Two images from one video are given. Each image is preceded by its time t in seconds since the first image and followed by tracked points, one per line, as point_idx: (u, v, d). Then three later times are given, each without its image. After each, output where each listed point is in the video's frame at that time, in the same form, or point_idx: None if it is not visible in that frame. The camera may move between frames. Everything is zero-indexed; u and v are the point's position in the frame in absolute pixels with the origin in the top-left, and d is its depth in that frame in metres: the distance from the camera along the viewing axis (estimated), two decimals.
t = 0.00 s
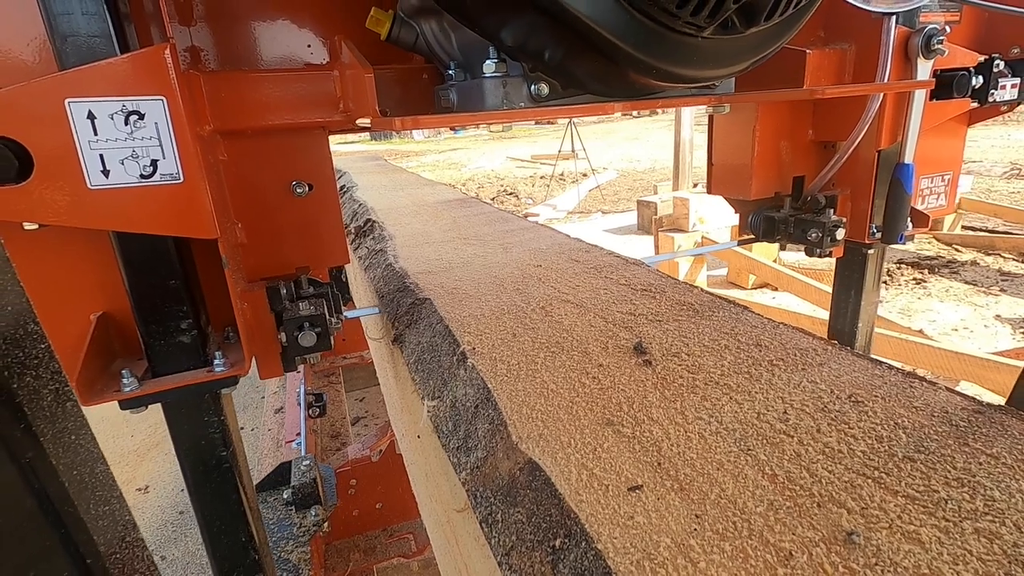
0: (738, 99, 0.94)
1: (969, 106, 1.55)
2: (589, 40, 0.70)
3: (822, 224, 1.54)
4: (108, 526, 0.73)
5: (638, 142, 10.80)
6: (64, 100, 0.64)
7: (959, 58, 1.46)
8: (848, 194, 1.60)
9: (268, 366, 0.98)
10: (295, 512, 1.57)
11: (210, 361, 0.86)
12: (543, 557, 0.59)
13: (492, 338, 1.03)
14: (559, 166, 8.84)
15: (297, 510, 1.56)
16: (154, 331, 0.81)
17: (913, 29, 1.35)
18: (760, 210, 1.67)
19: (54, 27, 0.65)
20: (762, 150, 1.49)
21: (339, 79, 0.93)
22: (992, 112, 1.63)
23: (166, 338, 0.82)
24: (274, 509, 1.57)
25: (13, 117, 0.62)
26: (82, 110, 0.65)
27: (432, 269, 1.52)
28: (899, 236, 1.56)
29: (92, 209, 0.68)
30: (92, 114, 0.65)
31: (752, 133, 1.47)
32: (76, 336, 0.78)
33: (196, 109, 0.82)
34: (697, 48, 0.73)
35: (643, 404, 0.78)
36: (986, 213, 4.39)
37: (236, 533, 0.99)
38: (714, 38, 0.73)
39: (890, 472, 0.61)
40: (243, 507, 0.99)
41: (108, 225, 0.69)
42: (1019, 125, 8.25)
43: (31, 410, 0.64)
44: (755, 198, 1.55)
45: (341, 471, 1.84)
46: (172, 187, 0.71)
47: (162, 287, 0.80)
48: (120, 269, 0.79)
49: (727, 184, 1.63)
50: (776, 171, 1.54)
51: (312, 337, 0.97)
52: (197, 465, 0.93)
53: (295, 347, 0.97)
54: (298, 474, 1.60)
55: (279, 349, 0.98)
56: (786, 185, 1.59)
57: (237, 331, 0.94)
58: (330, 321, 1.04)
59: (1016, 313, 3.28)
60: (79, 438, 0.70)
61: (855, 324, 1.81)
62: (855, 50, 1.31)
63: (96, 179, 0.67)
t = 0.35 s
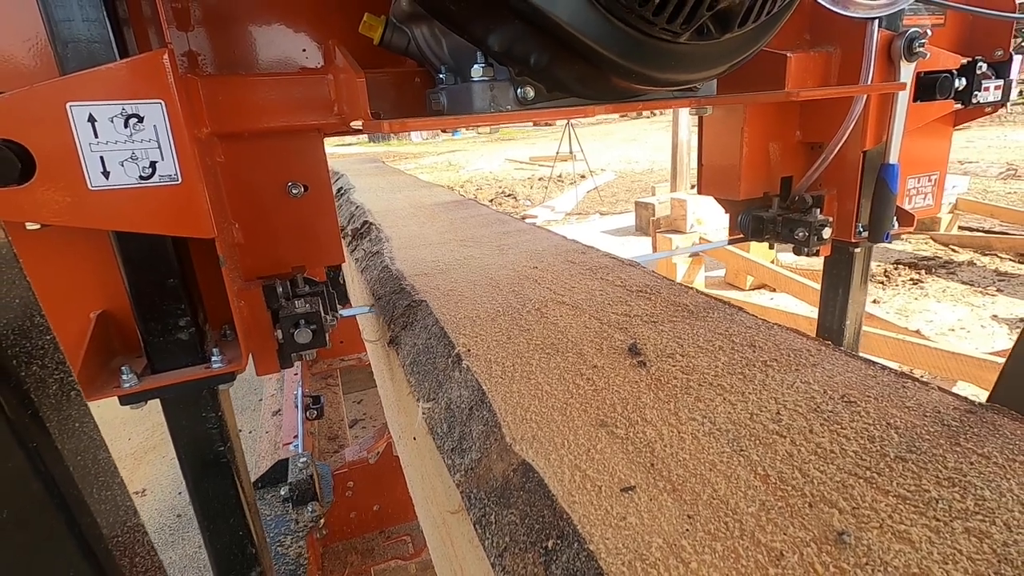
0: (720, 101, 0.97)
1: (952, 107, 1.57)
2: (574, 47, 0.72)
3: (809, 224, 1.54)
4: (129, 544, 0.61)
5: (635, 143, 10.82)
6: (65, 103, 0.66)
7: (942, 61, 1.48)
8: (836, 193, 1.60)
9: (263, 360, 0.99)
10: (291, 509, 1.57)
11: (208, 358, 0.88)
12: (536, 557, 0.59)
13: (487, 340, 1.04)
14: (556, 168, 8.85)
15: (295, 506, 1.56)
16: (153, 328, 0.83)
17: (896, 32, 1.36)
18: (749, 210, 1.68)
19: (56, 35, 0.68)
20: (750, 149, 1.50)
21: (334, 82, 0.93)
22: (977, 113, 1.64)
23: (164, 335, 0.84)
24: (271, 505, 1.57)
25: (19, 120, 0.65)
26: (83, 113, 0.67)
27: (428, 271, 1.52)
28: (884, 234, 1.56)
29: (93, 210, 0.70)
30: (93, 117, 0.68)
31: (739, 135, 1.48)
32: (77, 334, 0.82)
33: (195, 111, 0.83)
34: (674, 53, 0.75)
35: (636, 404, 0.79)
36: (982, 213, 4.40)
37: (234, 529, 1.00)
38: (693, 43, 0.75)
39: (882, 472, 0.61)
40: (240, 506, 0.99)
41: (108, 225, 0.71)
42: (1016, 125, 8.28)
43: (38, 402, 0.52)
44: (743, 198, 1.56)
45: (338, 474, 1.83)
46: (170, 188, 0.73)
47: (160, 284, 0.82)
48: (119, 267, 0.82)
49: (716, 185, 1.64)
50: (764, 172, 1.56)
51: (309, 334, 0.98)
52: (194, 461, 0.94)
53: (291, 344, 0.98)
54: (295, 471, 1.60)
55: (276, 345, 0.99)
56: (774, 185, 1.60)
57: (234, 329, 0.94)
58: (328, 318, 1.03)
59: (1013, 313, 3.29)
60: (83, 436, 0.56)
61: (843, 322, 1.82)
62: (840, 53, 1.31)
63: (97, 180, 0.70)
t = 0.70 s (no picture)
0: (710, 97, 1.01)
1: (941, 107, 1.59)
2: (565, 47, 0.72)
3: (800, 220, 1.57)
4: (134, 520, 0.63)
5: (635, 143, 10.82)
6: (71, 100, 0.72)
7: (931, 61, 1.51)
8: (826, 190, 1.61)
9: (264, 352, 1.02)
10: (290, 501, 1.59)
11: (208, 351, 0.94)
12: (535, 553, 0.59)
13: (486, 337, 1.04)
14: (556, 167, 8.84)
15: (293, 498, 1.58)
16: (155, 320, 0.90)
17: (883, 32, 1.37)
18: (740, 207, 1.68)
19: (62, 33, 0.75)
20: (743, 147, 1.50)
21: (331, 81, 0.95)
22: (961, 116, 1.65)
23: (166, 327, 0.90)
24: (271, 498, 1.60)
25: (31, 118, 0.72)
26: (89, 109, 0.74)
27: (427, 268, 1.52)
28: (874, 231, 1.58)
29: (100, 202, 0.77)
30: (98, 113, 0.74)
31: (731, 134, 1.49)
32: (80, 326, 0.88)
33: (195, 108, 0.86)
34: (660, 52, 0.76)
35: (636, 401, 0.78)
36: (981, 213, 4.40)
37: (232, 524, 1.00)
38: (676, 42, 0.76)
39: (881, 467, 0.61)
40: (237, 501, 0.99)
41: (112, 217, 0.78)
42: (1014, 125, 8.29)
43: (51, 381, 0.54)
44: (735, 195, 1.56)
45: (337, 472, 1.83)
46: (171, 181, 0.79)
47: (162, 276, 0.88)
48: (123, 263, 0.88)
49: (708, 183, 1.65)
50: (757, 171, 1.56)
51: (307, 326, 1.02)
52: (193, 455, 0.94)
53: (291, 336, 1.01)
54: (294, 464, 1.61)
55: (275, 337, 1.02)
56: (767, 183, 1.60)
57: (234, 321, 1.02)
58: (326, 311, 1.07)
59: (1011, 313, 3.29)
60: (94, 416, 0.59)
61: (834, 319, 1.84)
62: (830, 52, 1.31)
63: (101, 174, 0.76)
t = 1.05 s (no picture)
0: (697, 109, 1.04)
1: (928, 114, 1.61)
2: (551, 61, 0.77)
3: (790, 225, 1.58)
4: (140, 517, 0.63)
5: (634, 148, 10.84)
6: (78, 114, 0.75)
7: (919, 68, 1.54)
8: (815, 196, 1.64)
9: (264, 358, 1.04)
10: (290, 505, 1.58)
11: (210, 354, 0.97)
12: (534, 566, 0.60)
13: (485, 347, 1.04)
14: (555, 172, 8.85)
15: (293, 501, 1.57)
16: (160, 326, 0.92)
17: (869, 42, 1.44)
18: (733, 212, 1.70)
19: (70, 49, 0.77)
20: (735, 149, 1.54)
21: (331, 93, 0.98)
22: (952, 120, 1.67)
23: (169, 333, 0.93)
24: (271, 500, 1.57)
25: (38, 130, 0.74)
26: (96, 123, 0.77)
27: (426, 277, 1.53)
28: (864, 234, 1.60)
29: (107, 212, 0.81)
30: (104, 127, 0.77)
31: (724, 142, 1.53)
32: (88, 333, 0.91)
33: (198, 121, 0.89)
34: (644, 65, 0.81)
35: (635, 412, 0.79)
36: (980, 216, 4.41)
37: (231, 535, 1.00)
38: (658, 57, 0.81)
39: (878, 478, 0.62)
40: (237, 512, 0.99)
41: (116, 226, 0.82)
42: (1011, 128, 8.32)
43: (65, 384, 0.56)
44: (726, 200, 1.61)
45: (337, 480, 1.83)
46: (174, 192, 0.83)
47: (165, 284, 0.91)
48: (128, 271, 0.91)
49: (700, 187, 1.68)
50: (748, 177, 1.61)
51: (307, 332, 1.02)
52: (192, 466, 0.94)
53: (291, 342, 1.02)
54: (294, 467, 1.60)
55: (275, 341, 1.04)
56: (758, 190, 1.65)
57: (235, 326, 1.05)
58: (325, 316, 1.07)
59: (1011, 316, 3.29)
60: (106, 418, 0.60)
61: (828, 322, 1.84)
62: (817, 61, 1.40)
63: (107, 186, 0.80)
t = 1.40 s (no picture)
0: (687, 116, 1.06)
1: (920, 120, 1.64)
2: (546, 71, 0.78)
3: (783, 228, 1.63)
4: (154, 506, 0.59)
5: (636, 150, 10.85)
6: (92, 118, 0.80)
7: (912, 75, 1.57)
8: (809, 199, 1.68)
9: (269, 355, 1.06)
10: (292, 499, 1.66)
11: (215, 351, 1.01)
12: (537, 569, 0.60)
13: (487, 351, 1.04)
14: (556, 174, 8.86)
15: (295, 496, 1.65)
16: (167, 324, 0.96)
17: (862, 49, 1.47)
18: (729, 216, 1.76)
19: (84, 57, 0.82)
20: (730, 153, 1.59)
21: (335, 98, 1.00)
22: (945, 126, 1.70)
23: (176, 330, 0.97)
24: (274, 496, 1.66)
25: (51, 133, 0.79)
26: (109, 126, 0.81)
27: (428, 280, 1.53)
28: (857, 238, 1.63)
29: (117, 213, 0.85)
30: (117, 130, 0.82)
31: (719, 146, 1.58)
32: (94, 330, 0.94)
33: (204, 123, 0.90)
34: (634, 76, 0.83)
35: (636, 417, 0.79)
36: (981, 221, 4.41)
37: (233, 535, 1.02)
38: (648, 67, 0.82)
39: (878, 484, 0.62)
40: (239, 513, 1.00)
41: (126, 226, 0.86)
42: (1013, 132, 8.32)
43: (86, 375, 0.52)
44: (722, 204, 1.66)
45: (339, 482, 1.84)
46: (182, 193, 0.87)
47: (174, 283, 0.95)
48: (136, 270, 0.95)
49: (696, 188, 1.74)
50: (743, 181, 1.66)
51: (310, 330, 1.04)
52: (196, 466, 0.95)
53: (294, 338, 1.05)
54: (296, 464, 1.68)
55: (280, 338, 1.05)
56: (753, 194, 1.69)
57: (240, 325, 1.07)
58: (328, 315, 1.13)
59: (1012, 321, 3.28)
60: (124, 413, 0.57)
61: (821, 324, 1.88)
62: (811, 66, 1.45)
63: (119, 187, 0.84)
